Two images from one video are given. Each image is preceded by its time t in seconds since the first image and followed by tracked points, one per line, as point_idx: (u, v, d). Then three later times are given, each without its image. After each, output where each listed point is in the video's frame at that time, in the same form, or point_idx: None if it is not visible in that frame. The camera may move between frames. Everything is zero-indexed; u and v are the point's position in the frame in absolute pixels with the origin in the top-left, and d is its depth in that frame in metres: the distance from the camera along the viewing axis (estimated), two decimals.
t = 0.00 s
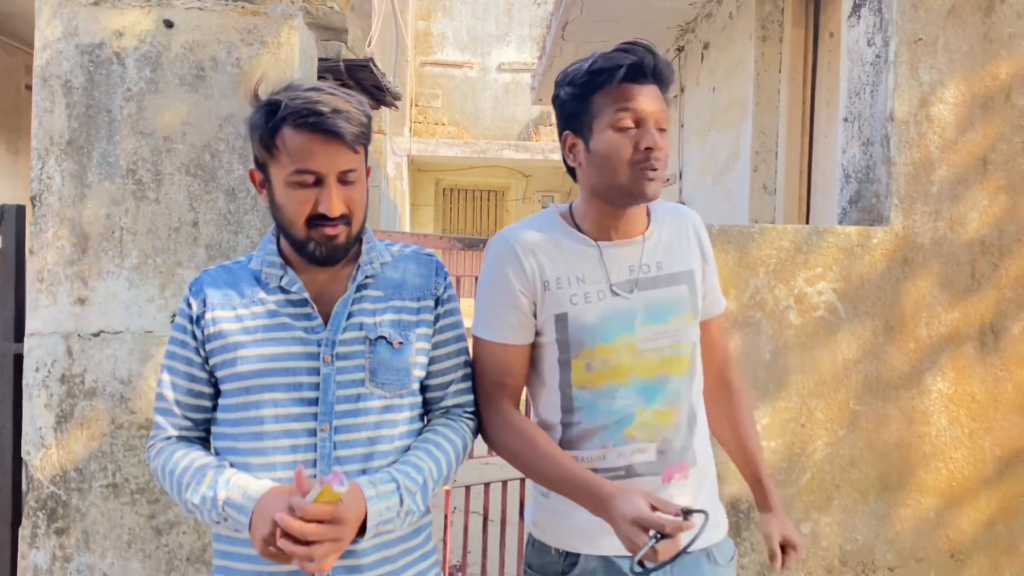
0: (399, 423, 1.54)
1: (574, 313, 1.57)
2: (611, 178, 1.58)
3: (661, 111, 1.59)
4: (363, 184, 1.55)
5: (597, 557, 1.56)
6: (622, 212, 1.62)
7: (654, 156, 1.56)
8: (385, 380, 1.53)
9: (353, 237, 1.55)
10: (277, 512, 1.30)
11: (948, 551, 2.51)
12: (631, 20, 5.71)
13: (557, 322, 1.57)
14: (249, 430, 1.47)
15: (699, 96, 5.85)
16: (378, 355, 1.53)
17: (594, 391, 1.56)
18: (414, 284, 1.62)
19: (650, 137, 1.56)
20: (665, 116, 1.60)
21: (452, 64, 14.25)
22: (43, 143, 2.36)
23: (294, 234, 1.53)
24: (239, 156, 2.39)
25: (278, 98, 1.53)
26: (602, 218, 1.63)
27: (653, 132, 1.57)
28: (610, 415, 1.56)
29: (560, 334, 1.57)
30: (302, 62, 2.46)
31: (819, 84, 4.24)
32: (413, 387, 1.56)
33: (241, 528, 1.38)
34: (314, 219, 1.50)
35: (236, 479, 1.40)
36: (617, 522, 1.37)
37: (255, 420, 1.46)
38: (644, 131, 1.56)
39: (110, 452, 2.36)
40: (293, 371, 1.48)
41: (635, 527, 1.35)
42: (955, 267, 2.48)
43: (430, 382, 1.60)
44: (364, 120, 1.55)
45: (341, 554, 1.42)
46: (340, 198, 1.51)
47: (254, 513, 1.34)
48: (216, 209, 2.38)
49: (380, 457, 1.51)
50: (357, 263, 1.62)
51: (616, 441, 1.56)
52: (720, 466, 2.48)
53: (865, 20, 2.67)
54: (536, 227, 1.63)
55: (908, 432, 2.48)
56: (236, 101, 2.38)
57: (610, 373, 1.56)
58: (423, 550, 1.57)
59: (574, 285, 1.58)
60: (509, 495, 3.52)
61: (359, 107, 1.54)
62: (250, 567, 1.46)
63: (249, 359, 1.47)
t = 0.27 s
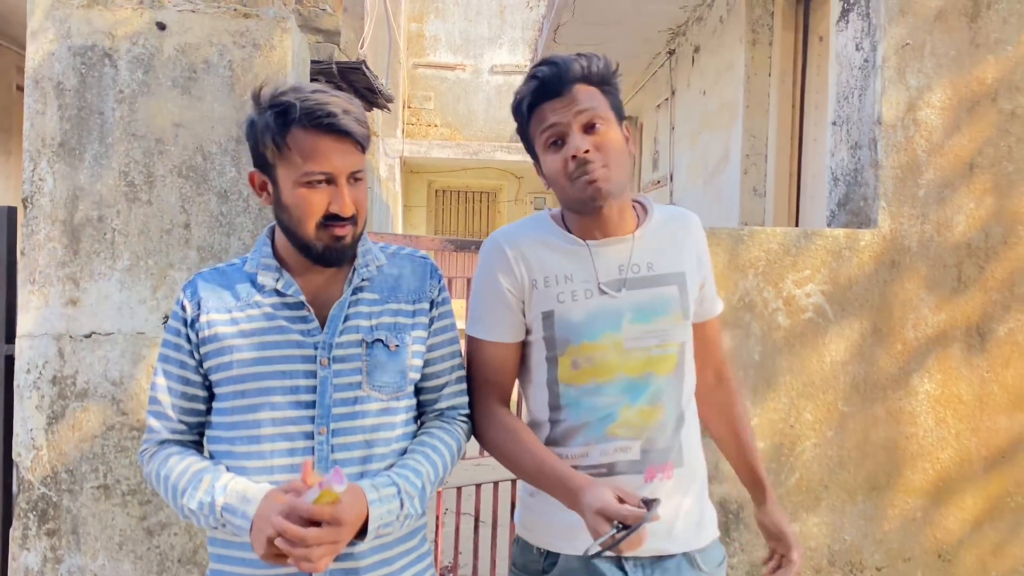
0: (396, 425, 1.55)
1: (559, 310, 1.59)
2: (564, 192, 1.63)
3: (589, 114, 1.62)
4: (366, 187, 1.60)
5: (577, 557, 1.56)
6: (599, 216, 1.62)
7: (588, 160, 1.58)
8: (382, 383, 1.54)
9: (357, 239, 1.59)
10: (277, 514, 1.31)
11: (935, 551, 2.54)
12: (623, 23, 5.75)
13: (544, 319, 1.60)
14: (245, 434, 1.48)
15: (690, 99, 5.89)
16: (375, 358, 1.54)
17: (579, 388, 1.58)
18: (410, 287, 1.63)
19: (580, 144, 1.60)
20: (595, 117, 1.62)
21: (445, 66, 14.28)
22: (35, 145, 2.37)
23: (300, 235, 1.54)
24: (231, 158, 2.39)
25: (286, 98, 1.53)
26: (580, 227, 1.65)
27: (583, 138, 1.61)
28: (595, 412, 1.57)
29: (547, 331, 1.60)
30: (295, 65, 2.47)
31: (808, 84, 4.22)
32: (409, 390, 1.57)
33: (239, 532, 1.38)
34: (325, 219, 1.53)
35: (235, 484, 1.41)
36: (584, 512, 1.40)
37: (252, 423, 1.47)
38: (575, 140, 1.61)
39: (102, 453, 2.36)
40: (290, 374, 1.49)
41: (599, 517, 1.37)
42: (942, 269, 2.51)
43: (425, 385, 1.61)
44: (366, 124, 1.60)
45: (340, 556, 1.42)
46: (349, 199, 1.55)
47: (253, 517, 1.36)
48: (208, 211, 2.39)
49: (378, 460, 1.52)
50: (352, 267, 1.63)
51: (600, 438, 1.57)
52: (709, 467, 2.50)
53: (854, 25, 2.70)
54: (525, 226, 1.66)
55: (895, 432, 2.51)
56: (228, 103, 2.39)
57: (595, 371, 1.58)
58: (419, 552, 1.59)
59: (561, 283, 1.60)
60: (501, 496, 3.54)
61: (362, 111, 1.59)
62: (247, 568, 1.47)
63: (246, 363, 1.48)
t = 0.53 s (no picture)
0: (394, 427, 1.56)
1: (549, 310, 1.61)
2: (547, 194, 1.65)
3: (569, 118, 1.64)
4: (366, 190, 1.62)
5: (573, 559, 1.58)
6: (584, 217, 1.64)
7: (567, 162, 1.60)
8: (380, 385, 1.55)
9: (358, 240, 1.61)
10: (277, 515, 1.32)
11: (929, 552, 2.55)
12: (619, 26, 5.77)
13: (535, 318, 1.62)
14: (243, 436, 1.49)
15: (686, 102, 5.91)
16: (373, 360, 1.55)
17: (570, 386, 1.60)
18: (408, 289, 1.64)
19: (560, 147, 1.62)
20: (575, 120, 1.64)
21: (442, 68, 14.30)
22: (33, 147, 2.37)
23: (302, 235, 1.55)
24: (228, 160, 2.40)
25: (291, 99, 1.55)
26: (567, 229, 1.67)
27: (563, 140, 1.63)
28: (587, 411, 1.59)
29: (538, 331, 1.62)
30: (291, 67, 2.48)
31: (802, 88, 4.25)
32: (407, 392, 1.58)
33: (238, 535, 1.39)
34: (328, 220, 1.55)
35: (232, 487, 1.42)
36: (583, 495, 1.43)
37: (251, 425, 1.48)
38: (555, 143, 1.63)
39: (99, 454, 2.37)
40: (289, 376, 1.50)
41: (596, 497, 1.40)
42: (935, 271, 2.53)
43: (422, 387, 1.62)
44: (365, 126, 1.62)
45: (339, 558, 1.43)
46: (353, 200, 1.57)
47: (252, 519, 1.36)
48: (204, 213, 2.39)
49: (376, 462, 1.53)
50: (349, 270, 1.63)
51: (593, 437, 1.58)
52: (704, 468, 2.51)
53: (847, 28, 2.72)
54: (518, 230, 1.68)
55: (889, 433, 2.53)
56: (225, 106, 2.40)
57: (586, 369, 1.60)
58: (417, 554, 1.59)
59: (550, 283, 1.63)
60: (497, 497, 3.55)
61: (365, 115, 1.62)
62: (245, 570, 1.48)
63: (243, 365, 1.49)
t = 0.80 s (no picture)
0: (392, 431, 1.56)
1: (548, 298, 1.60)
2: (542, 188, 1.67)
3: (570, 117, 1.66)
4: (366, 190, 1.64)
5: (559, 559, 1.57)
6: (579, 213, 1.64)
7: (559, 157, 1.62)
8: (378, 388, 1.54)
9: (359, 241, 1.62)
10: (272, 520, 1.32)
11: (927, 552, 2.55)
12: (617, 27, 5.77)
13: (535, 304, 1.61)
14: (241, 439, 1.49)
15: (684, 103, 5.91)
16: (371, 363, 1.55)
17: (565, 375, 1.59)
18: (406, 291, 1.64)
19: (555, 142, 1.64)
20: (575, 118, 1.66)
21: (441, 70, 14.31)
22: (29, 149, 2.37)
23: (308, 234, 1.55)
24: (225, 161, 2.40)
25: (294, 97, 1.55)
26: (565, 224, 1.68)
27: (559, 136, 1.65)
28: (581, 401, 1.59)
29: (535, 320, 1.60)
30: (287, 69, 2.48)
31: (801, 89, 4.24)
32: (405, 395, 1.58)
33: (233, 539, 1.39)
34: (334, 219, 1.56)
35: (228, 491, 1.42)
36: (642, 461, 1.31)
37: (248, 428, 1.48)
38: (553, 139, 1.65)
39: (95, 456, 2.37)
40: (286, 379, 1.50)
41: (663, 457, 1.29)
42: (932, 271, 2.53)
43: (421, 390, 1.62)
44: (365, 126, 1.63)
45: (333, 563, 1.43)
46: (357, 200, 1.58)
47: (246, 524, 1.36)
48: (201, 214, 2.40)
49: (374, 466, 1.52)
50: (347, 272, 1.63)
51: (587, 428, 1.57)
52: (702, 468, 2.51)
53: (844, 29, 2.72)
54: (525, 218, 1.70)
55: (886, 434, 2.53)
56: (221, 107, 2.40)
57: (582, 359, 1.59)
58: (415, 557, 1.59)
59: (552, 270, 1.62)
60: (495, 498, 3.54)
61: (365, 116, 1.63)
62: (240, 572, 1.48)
63: (241, 368, 1.49)
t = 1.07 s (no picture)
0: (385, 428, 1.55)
1: (550, 297, 1.59)
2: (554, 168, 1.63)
3: (600, 110, 1.65)
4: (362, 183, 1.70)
5: (570, 562, 1.54)
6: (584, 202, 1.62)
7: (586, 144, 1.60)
8: (371, 386, 1.54)
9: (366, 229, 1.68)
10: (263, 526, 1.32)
11: (924, 551, 2.54)
12: (614, 26, 5.77)
13: (535, 305, 1.58)
14: (233, 440, 1.48)
15: (682, 102, 5.90)
16: (364, 361, 1.54)
17: (569, 375, 1.57)
18: (396, 288, 1.64)
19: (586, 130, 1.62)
20: (604, 114, 1.66)
21: (440, 69, 14.30)
22: (22, 149, 2.36)
23: (333, 221, 1.58)
24: (218, 161, 2.40)
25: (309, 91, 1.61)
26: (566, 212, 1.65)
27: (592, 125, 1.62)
28: (584, 401, 1.57)
29: (537, 319, 1.58)
30: (281, 68, 2.47)
31: (797, 87, 4.25)
32: (398, 392, 1.57)
33: (225, 542, 1.39)
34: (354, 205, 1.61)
35: (220, 494, 1.41)
36: (637, 464, 1.31)
37: (240, 430, 1.47)
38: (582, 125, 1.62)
39: (89, 456, 2.37)
40: (277, 379, 1.49)
41: (660, 459, 1.29)
42: (928, 268, 2.52)
43: (414, 386, 1.63)
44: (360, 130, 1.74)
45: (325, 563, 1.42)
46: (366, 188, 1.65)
47: (237, 532, 1.36)
48: (195, 214, 2.39)
49: (368, 464, 1.52)
50: (337, 268, 1.64)
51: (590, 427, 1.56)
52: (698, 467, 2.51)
53: (840, 26, 2.72)
54: (521, 216, 1.67)
55: (883, 432, 2.52)
56: (215, 106, 2.40)
57: (585, 359, 1.58)
58: (409, 555, 1.59)
59: (552, 269, 1.60)
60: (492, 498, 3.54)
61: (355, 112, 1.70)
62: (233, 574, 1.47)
63: (231, 368, 1.48)
